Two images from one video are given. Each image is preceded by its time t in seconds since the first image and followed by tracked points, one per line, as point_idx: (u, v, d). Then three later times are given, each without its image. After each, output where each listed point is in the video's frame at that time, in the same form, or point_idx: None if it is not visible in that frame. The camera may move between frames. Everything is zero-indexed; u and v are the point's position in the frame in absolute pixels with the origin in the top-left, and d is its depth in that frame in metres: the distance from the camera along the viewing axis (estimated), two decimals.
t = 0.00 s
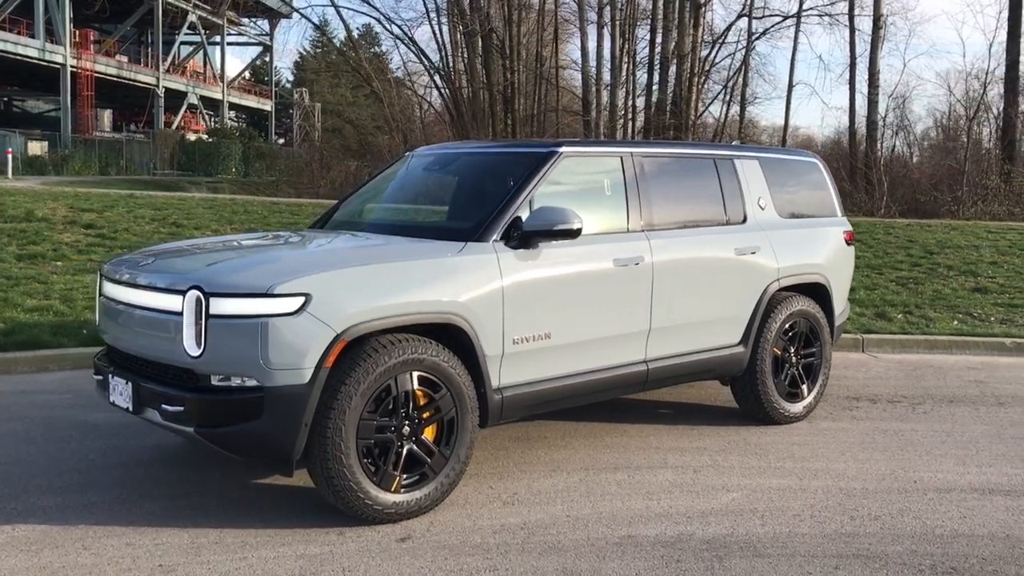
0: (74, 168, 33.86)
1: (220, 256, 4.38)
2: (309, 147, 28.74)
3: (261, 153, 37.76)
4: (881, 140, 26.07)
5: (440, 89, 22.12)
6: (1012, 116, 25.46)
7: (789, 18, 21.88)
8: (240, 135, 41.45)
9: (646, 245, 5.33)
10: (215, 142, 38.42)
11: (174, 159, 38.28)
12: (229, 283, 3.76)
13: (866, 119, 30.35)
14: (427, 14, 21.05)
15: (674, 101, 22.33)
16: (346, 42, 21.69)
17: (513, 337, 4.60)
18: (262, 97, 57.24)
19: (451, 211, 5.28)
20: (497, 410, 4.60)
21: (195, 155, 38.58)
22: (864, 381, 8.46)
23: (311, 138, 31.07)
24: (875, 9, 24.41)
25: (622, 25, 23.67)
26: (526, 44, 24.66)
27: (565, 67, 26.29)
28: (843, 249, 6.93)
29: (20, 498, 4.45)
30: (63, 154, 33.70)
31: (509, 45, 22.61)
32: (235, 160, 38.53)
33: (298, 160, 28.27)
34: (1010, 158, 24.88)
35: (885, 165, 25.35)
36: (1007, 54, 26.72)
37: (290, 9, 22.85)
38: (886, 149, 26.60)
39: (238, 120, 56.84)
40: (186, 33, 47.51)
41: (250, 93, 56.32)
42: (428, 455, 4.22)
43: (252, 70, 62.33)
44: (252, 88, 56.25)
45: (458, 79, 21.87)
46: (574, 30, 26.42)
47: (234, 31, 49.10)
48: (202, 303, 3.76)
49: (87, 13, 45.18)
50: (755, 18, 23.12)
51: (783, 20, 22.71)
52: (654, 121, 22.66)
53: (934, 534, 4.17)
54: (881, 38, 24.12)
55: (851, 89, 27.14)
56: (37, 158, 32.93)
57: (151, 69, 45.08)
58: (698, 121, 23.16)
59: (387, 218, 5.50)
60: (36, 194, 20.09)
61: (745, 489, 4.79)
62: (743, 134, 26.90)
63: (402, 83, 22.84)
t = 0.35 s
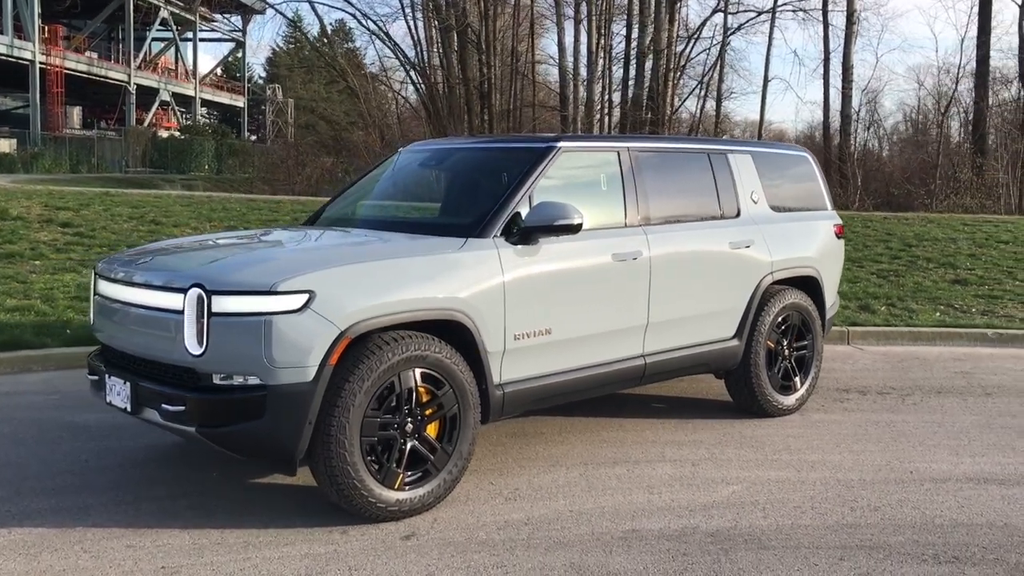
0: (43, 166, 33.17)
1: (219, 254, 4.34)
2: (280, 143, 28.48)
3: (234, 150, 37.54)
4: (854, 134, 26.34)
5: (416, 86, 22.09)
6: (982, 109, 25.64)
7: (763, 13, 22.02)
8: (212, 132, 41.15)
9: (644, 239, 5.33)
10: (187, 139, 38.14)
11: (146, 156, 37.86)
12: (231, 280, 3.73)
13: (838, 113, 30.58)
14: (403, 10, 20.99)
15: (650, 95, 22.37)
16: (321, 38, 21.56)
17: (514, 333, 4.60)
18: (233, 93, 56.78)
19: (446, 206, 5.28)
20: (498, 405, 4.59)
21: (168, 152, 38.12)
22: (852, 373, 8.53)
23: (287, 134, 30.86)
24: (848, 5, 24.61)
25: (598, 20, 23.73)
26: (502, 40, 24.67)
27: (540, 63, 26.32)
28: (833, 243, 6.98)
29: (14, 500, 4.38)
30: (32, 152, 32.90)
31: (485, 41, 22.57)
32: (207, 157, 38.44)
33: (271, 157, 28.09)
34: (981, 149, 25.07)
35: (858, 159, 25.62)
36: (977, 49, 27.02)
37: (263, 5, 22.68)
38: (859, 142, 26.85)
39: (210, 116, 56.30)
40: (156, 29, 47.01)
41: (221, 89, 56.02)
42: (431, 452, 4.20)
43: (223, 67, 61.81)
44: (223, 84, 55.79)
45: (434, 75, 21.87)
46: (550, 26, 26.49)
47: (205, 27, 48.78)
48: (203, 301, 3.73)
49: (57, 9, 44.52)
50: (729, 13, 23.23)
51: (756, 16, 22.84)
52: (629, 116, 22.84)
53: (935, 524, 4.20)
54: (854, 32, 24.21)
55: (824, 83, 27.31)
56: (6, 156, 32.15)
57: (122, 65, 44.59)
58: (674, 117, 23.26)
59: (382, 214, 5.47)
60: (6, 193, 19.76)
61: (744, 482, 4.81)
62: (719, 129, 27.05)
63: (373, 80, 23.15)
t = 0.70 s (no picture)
0: (23, 163, 32.00)
1: (218, 252, 4.29)
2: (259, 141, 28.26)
3: (215, 147, 38.91)
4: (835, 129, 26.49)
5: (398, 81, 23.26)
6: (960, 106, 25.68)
7: (744, 10, 22.12)
8: (191, 130, 40.90)
9: (642, 236, 5.33)
10: (167, 137, 38.08)
11: (126, 154, 37.52)
12: (233, 278, 3.69)
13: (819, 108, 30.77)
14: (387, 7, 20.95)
15: (633, 91, 22.35)
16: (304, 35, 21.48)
17: (516, 330, 4.58)
18: (213, 90, 56.38)
19: (442, 203, 5.26)
20: (500, 403, 4.58)
21: (147, 149, 37.87)
22: (845, 367, 8.57)
23: (270, 131, 30.71)
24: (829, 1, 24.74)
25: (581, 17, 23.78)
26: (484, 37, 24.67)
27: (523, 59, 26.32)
28: (828, 238, 7.00)
29: (10, 502, 4.33)
30: (11, 149, 31.84)
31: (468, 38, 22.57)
32: (187, 155, 38.52)
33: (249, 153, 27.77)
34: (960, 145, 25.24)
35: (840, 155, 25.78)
36: (955, 45, 27.26)
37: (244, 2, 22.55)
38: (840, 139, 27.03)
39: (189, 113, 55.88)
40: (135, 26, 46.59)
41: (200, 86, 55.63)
42: (435, 450, 4.18)
43: (201, 65, 61.38)
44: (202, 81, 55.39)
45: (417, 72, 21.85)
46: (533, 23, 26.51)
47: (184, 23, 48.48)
48: (205, 300, 3.69)
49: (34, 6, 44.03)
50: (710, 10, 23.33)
51: (738, 12, 22.94)
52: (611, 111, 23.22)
53: (936, 517, 4.22)
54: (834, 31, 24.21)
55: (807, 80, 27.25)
56: None
57: (100, 62, 44.24)
58: (657, 112, 23.32)
59: (380, 212, 5.43)
60: None
61: (746, 477, 4.82)
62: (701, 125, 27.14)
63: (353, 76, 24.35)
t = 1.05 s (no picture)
0: (9, 163, 31.73)
1: (220, 251, 4.24)
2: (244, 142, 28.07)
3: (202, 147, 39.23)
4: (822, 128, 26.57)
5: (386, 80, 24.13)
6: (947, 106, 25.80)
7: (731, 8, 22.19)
8: (178, 130, 40.68)
9: (645, 234, 5.30)
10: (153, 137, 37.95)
11: (112, 154, 37.31)
12: (238, 278, 3.64)
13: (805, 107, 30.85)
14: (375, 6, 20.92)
15: (621, 90, 22.36)
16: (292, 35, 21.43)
17: (522, 329, 4.55)
18: (199, 90, 56.13)
19: (441, 202, 5.22)
20: (506, 402, 4.54)
21: (133, 150, 37.67)
22: (844, 366, 8.58)
23: (257, 130, 30.59)
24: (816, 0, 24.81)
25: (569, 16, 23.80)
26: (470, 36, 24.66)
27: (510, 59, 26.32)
28: (827, 236, 7.01)
29: (12, 506, 4.27)
30: None
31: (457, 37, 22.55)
32: (173, 155, 38.62)
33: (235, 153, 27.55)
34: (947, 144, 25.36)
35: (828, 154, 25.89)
36: (942, 44, 27.37)
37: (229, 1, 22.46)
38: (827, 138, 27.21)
39: (175, 113, 55.58)
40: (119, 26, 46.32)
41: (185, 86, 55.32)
42: (442, 451, 4.14)
43: (186, 65, 61.12)
44: (188, 81, 55.18)
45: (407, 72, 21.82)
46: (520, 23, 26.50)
47: (169, 22, 48.22)
48: (210, 299, 3.64)
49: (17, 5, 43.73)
50: (697, 8, 23.39)
51: (724, 11, 23.00)
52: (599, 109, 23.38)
53: (944, 515, 4.21)
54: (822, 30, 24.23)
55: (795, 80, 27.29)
56: None
57: (84, 61, 44.05)
58: (644, 111, 23.37)
59: (379, 211, 5.39)
60: None
61: (752, 476, 4.80)
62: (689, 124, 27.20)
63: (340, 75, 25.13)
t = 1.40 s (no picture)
0: None
1: (227, 253, 4.19)
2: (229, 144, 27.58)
3: (193, 148, 38.36)
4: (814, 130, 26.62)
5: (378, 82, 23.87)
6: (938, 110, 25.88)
7: (722, 10, 22.21)
8: (168, 131, 40.45)
9: (652, 235, 5.27)
10: (144, 137, 37.24)
11: (102, 155, 37.17)
12: (249, 280, 3.59)
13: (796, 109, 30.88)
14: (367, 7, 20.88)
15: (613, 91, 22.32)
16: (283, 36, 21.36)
17: (531, 331, 4.52)
18: (189, 91, 55.94)
19: (445, 203, 5.22)
20: (516, 405, 4.50)
21: (123, 151, 37.04)
22: (846, 368, 8.57)
23: (248, 132, 30.50)
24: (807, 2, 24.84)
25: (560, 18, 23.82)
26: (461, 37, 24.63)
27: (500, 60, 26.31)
28: (831, 237, 6.99)
29: (16, 512, 4.22)
30: None
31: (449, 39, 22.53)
32: (163, 157, 37.77)
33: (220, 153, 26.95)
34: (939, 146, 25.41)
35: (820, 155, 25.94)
36: (933, 46, 27.45)
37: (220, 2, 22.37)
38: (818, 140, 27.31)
39: (165, 114, 55.36)
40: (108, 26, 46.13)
41: (175, 87, 55.07)
42: (452, 455, 4.11)
43: (175, 66, 60.92)
44: (177, 82, 55.05)
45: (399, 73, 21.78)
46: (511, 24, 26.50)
47: (159, 23, 48.01)
48: (219, 302, 3.59)
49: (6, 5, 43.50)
50: (688, 10, 23.37)
51: (715, 13, 23.02)
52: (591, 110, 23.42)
53: (957, 518, 4.19)
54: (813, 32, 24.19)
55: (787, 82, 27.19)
56: None
57: (74, 62, 43.91)
58: (636, 113, 23.37)
59: (386, 212, 5.34)
60: None
61: (762, 479, 4.77)
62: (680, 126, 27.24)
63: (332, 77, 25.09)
